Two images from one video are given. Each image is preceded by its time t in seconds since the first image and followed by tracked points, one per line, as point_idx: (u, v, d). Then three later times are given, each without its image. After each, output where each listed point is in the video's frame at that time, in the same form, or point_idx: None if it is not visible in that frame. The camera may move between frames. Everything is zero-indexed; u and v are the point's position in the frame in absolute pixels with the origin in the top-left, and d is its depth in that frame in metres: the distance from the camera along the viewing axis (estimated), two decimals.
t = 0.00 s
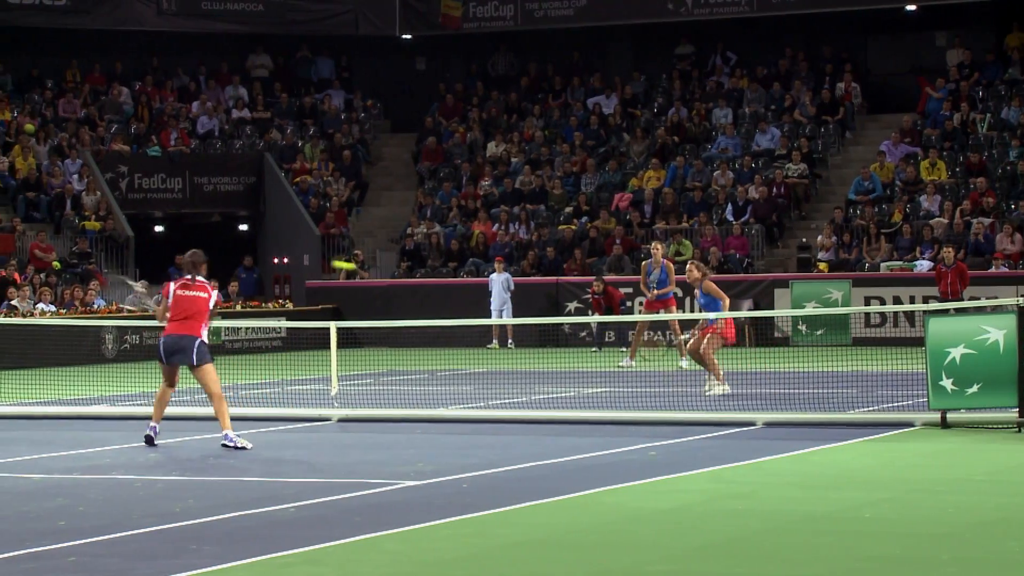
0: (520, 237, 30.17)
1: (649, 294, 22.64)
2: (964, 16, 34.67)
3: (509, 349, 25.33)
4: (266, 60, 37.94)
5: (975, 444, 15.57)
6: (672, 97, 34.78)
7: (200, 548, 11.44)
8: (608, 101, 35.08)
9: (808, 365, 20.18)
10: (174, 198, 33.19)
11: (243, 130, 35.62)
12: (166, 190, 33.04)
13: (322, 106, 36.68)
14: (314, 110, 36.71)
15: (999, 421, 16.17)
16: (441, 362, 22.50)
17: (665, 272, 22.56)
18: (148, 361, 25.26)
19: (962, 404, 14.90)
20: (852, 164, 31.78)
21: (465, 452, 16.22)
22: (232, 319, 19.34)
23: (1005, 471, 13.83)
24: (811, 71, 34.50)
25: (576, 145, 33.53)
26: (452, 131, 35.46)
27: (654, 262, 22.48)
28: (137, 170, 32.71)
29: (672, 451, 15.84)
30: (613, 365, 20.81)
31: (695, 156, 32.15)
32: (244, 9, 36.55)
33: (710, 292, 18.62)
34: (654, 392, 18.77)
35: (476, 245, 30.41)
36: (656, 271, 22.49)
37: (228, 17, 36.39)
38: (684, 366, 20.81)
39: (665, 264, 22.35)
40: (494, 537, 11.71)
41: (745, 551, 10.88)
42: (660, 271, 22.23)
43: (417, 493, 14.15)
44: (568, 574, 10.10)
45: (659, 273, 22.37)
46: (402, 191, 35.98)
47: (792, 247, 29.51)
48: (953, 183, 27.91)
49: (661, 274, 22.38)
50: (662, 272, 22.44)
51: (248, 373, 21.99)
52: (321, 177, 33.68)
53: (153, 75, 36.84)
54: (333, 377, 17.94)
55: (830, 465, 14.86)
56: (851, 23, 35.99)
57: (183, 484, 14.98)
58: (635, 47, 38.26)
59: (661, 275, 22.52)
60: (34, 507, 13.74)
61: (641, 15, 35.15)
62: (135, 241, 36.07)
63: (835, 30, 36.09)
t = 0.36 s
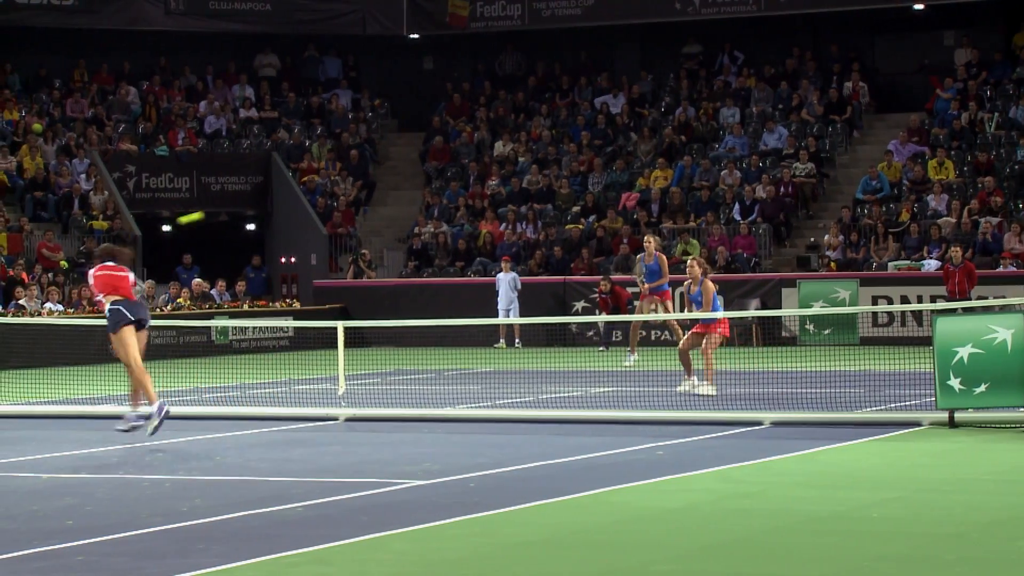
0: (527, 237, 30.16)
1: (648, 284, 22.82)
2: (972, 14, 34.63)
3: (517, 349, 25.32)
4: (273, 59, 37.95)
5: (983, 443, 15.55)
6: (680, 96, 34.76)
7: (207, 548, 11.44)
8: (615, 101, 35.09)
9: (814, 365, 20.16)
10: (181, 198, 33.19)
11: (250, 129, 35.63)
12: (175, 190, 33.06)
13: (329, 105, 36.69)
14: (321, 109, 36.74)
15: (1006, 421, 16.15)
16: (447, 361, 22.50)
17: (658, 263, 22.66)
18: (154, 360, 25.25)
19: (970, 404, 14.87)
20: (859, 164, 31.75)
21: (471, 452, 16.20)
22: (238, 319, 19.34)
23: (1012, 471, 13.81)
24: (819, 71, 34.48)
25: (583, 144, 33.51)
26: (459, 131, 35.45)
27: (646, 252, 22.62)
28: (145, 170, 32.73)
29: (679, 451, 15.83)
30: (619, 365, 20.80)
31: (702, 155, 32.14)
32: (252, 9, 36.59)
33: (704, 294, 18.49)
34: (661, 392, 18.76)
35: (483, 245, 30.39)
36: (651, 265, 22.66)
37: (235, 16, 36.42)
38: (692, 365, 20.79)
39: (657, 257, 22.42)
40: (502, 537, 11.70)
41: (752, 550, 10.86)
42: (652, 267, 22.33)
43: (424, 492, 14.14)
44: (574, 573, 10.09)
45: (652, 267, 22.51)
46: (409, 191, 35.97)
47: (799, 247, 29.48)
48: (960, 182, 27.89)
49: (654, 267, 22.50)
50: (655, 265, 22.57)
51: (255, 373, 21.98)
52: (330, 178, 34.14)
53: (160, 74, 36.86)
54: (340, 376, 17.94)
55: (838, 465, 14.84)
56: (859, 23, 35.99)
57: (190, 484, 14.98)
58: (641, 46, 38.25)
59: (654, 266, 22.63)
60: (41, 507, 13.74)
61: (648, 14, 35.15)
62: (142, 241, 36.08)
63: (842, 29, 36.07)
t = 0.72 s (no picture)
0: (532, 237, 30.19)
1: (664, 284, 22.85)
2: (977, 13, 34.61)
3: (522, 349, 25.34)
4: (279, 59, 37.99)
5: (988, 443, 15.53)
6: (685, 96, 34.77)
7: (214, 547, 11.45)
8: (621, 101, 35.12)
9: (820, 365, 20.14)
10: (187, 197, 33.26)
11: (256, 129, 35.70)
12: (179, 189, 33.10)
13: (334, 105, 36.71)
14: (325, 109, 36.76)
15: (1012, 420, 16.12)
16: (452, 361, 22.50)
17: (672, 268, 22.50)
18: (159, 360, 25.28)
19: (975, 404, 14.84)
20: (866, 163, 31.73)
21: (476, 452, 16.21)
22: (243, 319, 19.35)
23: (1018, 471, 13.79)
24: (825, 70, 34.48)
25: (588, 144, 33.51)
26: (464, 131, 35.44)
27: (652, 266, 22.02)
28: (149, 171, 32.77)
29: (685, 451, 15.82)
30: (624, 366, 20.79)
31: (707, 155, 32.16)
32: (258, 9, 36.64)
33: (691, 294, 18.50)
34: (666, 392, 18.75)
35: (488, 245, 30.40)
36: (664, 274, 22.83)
37: (239, 16, 36.45)
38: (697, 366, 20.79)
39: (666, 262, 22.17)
40: (507, 537, 11.70)
41: (757, 550, 10.86)
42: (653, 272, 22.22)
43: (429, 492, 14.14)
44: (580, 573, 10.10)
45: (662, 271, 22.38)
46: (413, 191, 35.97)
47: (805, 247, 29.48)
48: (966, 181, 27.90)
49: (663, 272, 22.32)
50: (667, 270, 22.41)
51: (260, 373, 21.99)
52: (336, 178, 34.01)
53: (165, 74, 36.91)
54: (346, 376, 17.95)
55: (843, 465, 14.83)
56: (865, 23, 36.00)
57: (196, 484, 14.99)
58: (647, 46, 38.26)
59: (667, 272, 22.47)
60: (47, 507, 13.75)
61: (653, 14, 35.17)
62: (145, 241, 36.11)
63: (847, 28, 36.07)
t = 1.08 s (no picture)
0: (533, 236, 29.87)
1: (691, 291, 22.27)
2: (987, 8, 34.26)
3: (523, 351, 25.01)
4: (275, 55, 37.68)
5: (999, 446, 15.17)
6: (689, 92, 34.43)
7: (207, 552, 11.10)
8: (624, 97, 34.81)
9: (825, 367, 19.79)
10: (183, 196, 32.79)
11: (251, 126, 35.37)
12: (173, 187, 32.75)
13: (331, 101, 36.38)
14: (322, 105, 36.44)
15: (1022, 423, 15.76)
16: (452, 363, 22.16)
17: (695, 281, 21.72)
18: (153, 362, 24.94)
19: (986, 406, 14.41)
20: (874, 161, 31.37)
21: (476, 455, 15.85)
22: (239, 321, 19.01)
23: None
24: (832, 65, 34.12)
25: (590, 141, 33.18)
26: (464, 128, 35.10)
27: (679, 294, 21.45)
28: (144, 168, 32.27)
29: (689, 454, 15.46)
30: (627, 368, 20.45)
31: (712, 152, 31.82)
32: (255, 4, 36.28)
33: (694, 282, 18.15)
34: (670, 394, 18.39)
35: (487, 244, 30.06)
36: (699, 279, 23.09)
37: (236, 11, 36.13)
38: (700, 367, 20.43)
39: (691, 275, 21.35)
40: (509, 541, 11.35)
41: (765, 555, 10.50)
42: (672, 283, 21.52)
43: (428, 497, 13.79)
44: None
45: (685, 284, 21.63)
46: (411, 189, 35.62)
47: (811, 246, 29.13)
48: (975, 179, 27.58)
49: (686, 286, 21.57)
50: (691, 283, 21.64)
51: (256, 374, 21.64)
52: (332, 176, 33.77)
53: (160, 70, 36.63)
54: (343, 378, 17.59)
55: (852, 467, 14.47)
56: (873, 18, 35.66)
57: (190, 488, 14.64)
58: (650, 42, 37.93)
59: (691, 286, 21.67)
60: (37, 511, 13.40)
61: (656, 10, 34.84)
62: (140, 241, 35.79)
63: (853, 24, 35.75)
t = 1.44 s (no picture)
0: (528, 232, 29.29)
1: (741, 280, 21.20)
2: None
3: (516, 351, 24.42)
4: (260, 45, 37.02)
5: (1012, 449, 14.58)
6: (689, 83, 33.84)
7: (185, 561, 10.48)
8: (622, 89, 34.23)
9: (828, 368, 19.20)
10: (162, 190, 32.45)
11: (234, 118, 34.69)
12: (154, 181, 32.28)
13: (319, 93, 35.75)
14: (310, 97, 35.79)
15: None
16: (442, 364, 21.54)
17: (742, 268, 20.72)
18: (135, 363, 24.31)
19: (995, 408, 13.67)
20: (879, 154, 30.79)
21: (468, 459, 15.24)
22: (222, 321, 18.40)
23: None
24: (836, 56, 33.54)
25: (587, 134, 32.59)
26: (457, 121, 34.44)
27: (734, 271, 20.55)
28: (123, 162, 31.91)
29: (690, 458, 14.86)
30: (623, 371, 19.85)
31: (713, 145, 31.22)
32: None
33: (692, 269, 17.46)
34: (668, 397, 17.79)
35: (481, 241, 29.50)
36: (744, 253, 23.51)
37: None
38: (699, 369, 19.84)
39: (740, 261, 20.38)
40: (504, 549, 10.73)
41: (776, 563, 9.90)
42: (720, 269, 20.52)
43: (419, 502, 13.18)
44: None
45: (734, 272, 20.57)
46: (402, 184, 35.01)
47: (816, 243, 28.54)
48: (985, 173, 27.04)
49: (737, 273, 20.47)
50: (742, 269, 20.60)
51: (242, 376, 21.02)
52: (320, 170, 33.08)
53: (141, 60, 35.96)
54: (330, 379, 16.98)
55: (861, 471, 13.87)
56: (876, 8, 35.11)
57: (169, 494, 14.01)
58: (649, 33, 37.36)
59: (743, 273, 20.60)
60: (10, 518, 12.78)
61: None
62: (124, 238, 35.12)
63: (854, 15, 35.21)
